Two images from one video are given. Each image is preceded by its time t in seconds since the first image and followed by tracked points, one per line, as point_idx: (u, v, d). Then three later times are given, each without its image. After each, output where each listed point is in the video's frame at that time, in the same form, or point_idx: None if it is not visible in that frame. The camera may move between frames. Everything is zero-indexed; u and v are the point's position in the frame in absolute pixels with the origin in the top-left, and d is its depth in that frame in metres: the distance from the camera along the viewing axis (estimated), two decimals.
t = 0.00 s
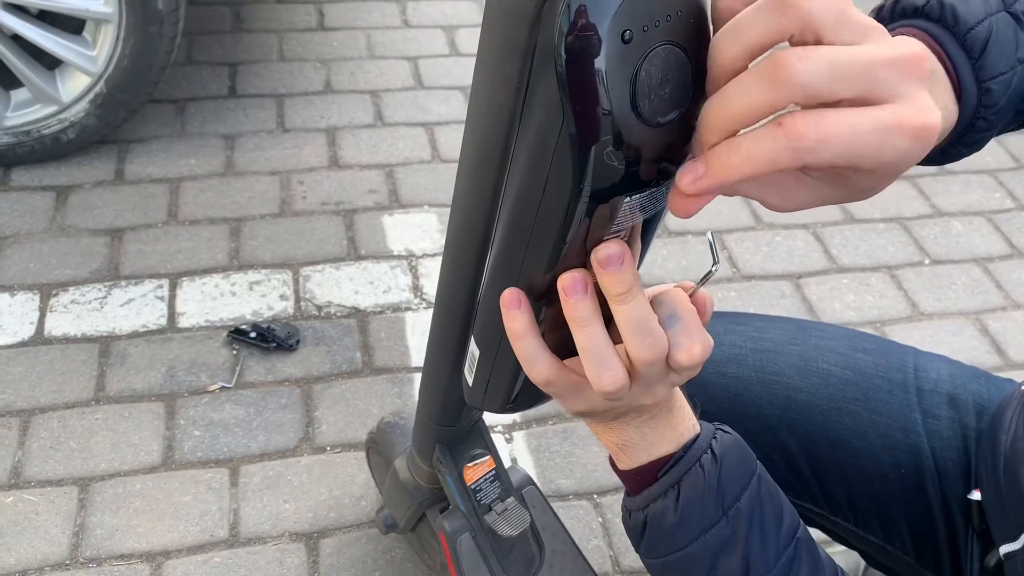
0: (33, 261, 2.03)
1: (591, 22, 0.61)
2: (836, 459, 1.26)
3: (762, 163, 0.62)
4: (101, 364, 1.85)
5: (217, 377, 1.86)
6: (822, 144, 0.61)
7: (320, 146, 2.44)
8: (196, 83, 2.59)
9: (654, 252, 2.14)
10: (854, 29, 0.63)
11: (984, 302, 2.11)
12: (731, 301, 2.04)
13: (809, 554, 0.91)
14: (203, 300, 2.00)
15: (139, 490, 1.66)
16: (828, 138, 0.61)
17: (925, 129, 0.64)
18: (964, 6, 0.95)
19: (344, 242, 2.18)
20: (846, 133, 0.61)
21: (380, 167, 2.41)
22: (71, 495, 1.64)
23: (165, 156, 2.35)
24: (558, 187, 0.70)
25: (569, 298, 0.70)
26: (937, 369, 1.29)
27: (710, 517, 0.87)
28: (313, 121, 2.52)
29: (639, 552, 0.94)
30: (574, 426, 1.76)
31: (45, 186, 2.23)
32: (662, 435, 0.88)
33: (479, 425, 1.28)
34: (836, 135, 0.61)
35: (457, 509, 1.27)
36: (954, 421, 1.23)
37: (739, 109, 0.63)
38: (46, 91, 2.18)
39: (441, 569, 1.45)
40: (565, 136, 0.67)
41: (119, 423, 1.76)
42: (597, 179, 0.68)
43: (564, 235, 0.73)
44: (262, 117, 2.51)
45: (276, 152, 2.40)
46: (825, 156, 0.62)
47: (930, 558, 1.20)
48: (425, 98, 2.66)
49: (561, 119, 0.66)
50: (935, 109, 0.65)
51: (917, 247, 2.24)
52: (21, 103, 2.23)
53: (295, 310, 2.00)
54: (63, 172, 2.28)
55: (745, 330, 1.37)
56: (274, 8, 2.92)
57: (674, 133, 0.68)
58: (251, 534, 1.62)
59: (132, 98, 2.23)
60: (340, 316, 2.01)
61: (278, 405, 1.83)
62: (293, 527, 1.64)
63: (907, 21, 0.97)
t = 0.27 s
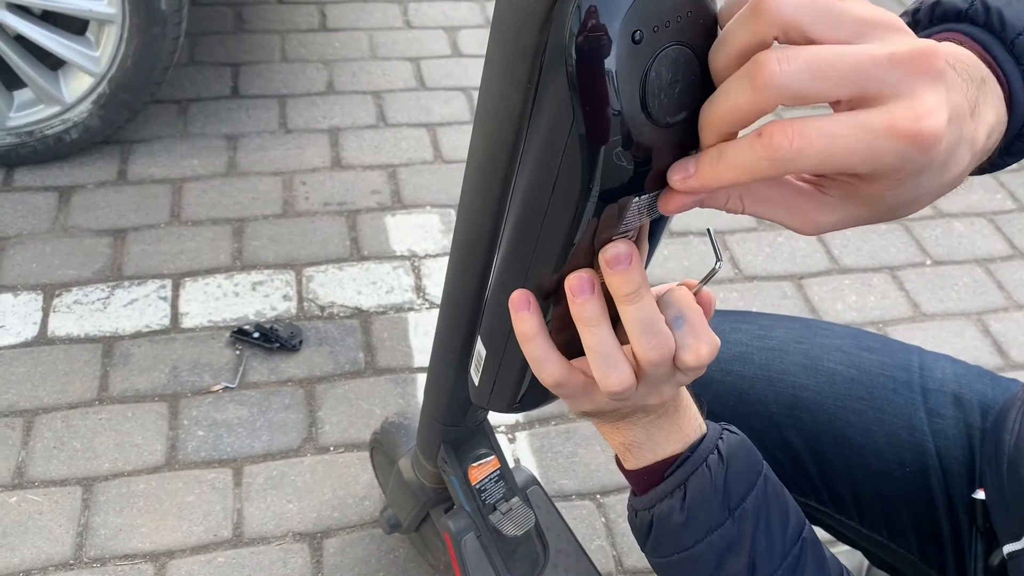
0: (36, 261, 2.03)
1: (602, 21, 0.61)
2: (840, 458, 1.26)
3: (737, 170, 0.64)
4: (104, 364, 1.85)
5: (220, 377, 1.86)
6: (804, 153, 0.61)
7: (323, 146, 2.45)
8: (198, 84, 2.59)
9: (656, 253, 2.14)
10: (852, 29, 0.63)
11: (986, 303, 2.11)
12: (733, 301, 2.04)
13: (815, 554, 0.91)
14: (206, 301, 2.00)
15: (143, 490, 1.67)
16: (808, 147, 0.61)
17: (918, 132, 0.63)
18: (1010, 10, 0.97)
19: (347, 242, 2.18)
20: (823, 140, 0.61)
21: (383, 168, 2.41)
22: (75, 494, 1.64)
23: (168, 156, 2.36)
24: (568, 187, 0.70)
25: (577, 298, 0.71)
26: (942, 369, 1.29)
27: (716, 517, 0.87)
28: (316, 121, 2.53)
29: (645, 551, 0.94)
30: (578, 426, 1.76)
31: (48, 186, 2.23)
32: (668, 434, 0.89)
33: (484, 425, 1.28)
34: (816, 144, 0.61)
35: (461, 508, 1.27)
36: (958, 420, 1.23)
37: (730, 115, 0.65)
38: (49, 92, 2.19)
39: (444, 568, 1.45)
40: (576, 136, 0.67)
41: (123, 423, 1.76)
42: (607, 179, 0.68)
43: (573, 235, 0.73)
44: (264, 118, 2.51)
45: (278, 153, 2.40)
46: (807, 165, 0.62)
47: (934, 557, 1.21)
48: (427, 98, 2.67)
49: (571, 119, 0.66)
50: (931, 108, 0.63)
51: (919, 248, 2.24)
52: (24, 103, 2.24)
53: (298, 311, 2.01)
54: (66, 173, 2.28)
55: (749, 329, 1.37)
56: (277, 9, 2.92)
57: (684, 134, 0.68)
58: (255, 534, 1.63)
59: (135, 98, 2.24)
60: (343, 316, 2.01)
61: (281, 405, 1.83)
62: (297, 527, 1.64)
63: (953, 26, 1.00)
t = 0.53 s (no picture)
0: (36, 261, 2.04)
1: (604, 24, 0.62)
2: (840, 458, 1.27)
3: (747, 171, 0.64)
4: (104, 364, 1.86)
5: (220, 377, 1.86)
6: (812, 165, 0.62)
7: (323, 147, 2.45)
8: (198, 84, 2.59)
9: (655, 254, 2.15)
10: (862, 46, 0.64)
11: (984, 304, 2.12)
12: (732, 302, 2.05)
13: (816, 552, 0.92)
14: (206, 301, 2.00)
15: (143, 489, 1.67)
16: (817, 160, 0.62)
17: (920, 148, 0.65)
18: (1006, 16, 0.98)
19: (347, 243, 2.19)
20: (833, 152, 0.63)
21: (382, 169, 2.42)
22: (75, 494, 1.65)
23: (168, 157, 2.36)
24: (571, 188, 0.71)
25: (580, 298, 0.71)
26: (940, 369, 1.30)
27: (717, 515, 0.88)
28: (316, 122, 2.53)
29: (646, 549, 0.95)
30: (577, 426, 1.77)
31: (48, 186, 2.24)
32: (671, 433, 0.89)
33: (484, 425, 1.29)
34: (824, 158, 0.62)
35: (461, 508, 1.27)
36: (957, 420, 1.24)
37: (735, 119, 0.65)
38: (50, 92, 2.19)
39: (444, 568, 1.45)
40: (579, 137, 0.67)
41: (123, 423, 1.77)
42: (609, 180, 0.69)
43: (575, 236, 0.74)
44: (264, 118, 2.51)
45: (278, 153, 2.41)
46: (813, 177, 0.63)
47: (933, 556, 1.21)
48: (427, 99, 2.67)
49: (574, 120, 0.67)
50: (936, 133, 0.66)
51: (918, 249, 2.25)
52: (25, 104, 2.24)
53: (298, 311, 2.01)
54: (66, 173, 2.28)
55: (749, 329, 1.38)
56: (277, 10, 2.93)
57: (686, 135, 0.69)
58: (254, 534, 1.63)
59: (135, 99, 2.24)
60: (343, 317, 2.02)
61: (281, 405, 1.83)
62: (296, 527, 1.65)
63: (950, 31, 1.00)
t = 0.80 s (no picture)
0: (35, 260, 2.04)
1: (602, 20, 0.63)
2: (836, 454, 1.28)
3: (744, 155, 0.65)
4: (103, 363, 1.86)
5: (219, 376, 1.87)
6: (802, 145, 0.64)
7: (321, 147, 2.46)
8: (197, 85, 2.60)
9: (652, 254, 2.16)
10: (854, 44, 0.65)
11: (979, 305, 2.13)
12: (729, 302, 2.06)
13: (812, 546, 0.93)
14: (204, 300, 2.01)
15: (141, 488, 1.67)
16: (807, 140, 0.63)
17: (913, 144, 0.66)
18: (1001, 22, 0.99)
19: (345, 243, 2.20)
20: (824, 134, 0.64)
21: (380, 169, 2.43)
22: (74, 492, 1.65)
23: (167, 157, 2.37)
24: (569, 183, 0.72)
25: (577, 292, 0.72)
26: (936, 367, 1.31)
27: (714, 509, 0.89)
28: (314, 122, 2.54)
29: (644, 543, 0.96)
30: (574, 425, 1.78)
31: (47, 186, 2.24)
32: (668, 427, 0.90)
33: (482, 423, 1.30)
34: (815, 138, 0.64)
35: (459, 505, 1.29)
36: (952, 417, 1.26)
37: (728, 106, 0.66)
38: (48, 91, 2.19)
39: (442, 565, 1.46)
40: (577, 133, 0.68)
41: (121, 421, 1.77)
42: (607, 175, 0.70)
43: (573, 230, 0.75)
44: (262, 119, 2.52)
45: (277, 154, 2.41)
46: (802, 157, 0.65)
47: (929, 552, 1.22)
48: (425, 100, 2.68)
49: (572, 116, 0.68)
50: (925, 127, 0.67)
51: (913, 250, 2.27)
52: (23, 103, 2.24)
53: (296, 310, 2.02)
54: (65, 173, 2.29)
55: (747, 326, 1.39)
56: (275, 11, 2.93)
57: (682, 131, 0.70)
58: (253, 532, 1.64)
59: (134, 99, 2.25)
60: (341, 316, 2.02)
61: (279, 404, 1.84)
62: (294, 525, 1.66)
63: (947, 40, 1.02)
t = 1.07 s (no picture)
0: (32, 263, 2.04)
1: (600, 24, 0.64)
2: (832, 456, 1.28)
3: (733, 148, 0.65)
4: (101, 365, 1.86)
5: (216, 378, 1.87)
6: (791, 134, 0.64)
7: (318, 150, 2.46)
8: (194, 88, 2.61)
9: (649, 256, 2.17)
10: (841, 36, 0.66)
11: (975, 307, 2.15)
12: (725, 304, 2.07)
13: (809, 546, 0.94)
14: (202, 303, 2.01)
15: (139, 490, 1.68)
16: (796, 128, 0.63)
17: (901, 132, 0.66)
18: (1005, 23, 1.01)
19: (343, 245, 2.20)
20: (813, 122, 0.63)
21: (378, 172, 2.43)
22: (71, 494, 1.65)
23: (165, 159, 2.37)
24: (568, 184, 0.72)
25: (576, 293, 0.73)
26: (932, 369, 1.32)
27: (712, 509, 0.90)
28: (312, 125, 2.54)
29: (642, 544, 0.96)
30: (572, 427, 1.79)
31: (44, 188, 2.24)
32: (666, 428, 0.91)
33: (479, 424, 1.31)
34: (804, 126, 0.63)
35: (458, 506, 1.29)
36: (948, 418, 1.26)
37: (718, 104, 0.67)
38: (46, 94, 2.20)
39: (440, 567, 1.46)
40: (576, 134, 0.69)
41: (119, 424, 1.77)
42: (605, 176, 0.71)
43: (572, 231, 0.76)
44: (260, 122, 2.53)
45: (274, 157, 2.42)
46: (792, 146, 0.64)
47: (925, 553, 1.23)
48: (422, 103, 2.69)
49: (571, 118, 0.69)
50: (913, 116, 0.67)
51: (909, 253, 2.28)
52: (21, 106, 2.25)
53: (294, 313, 2.02)
54: (63, 175, 2.29)
55: (744, 328, 1.40)
56: (273, 14, 2.94)
57: (680, 133, 0.71)
58: (251, 534, 1.64)
59: (131, 101, 2.25)
60: (338, 319, 2.03)
61: (276, 406, 1.84)
62: (292, 527, 1.66)
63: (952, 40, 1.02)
